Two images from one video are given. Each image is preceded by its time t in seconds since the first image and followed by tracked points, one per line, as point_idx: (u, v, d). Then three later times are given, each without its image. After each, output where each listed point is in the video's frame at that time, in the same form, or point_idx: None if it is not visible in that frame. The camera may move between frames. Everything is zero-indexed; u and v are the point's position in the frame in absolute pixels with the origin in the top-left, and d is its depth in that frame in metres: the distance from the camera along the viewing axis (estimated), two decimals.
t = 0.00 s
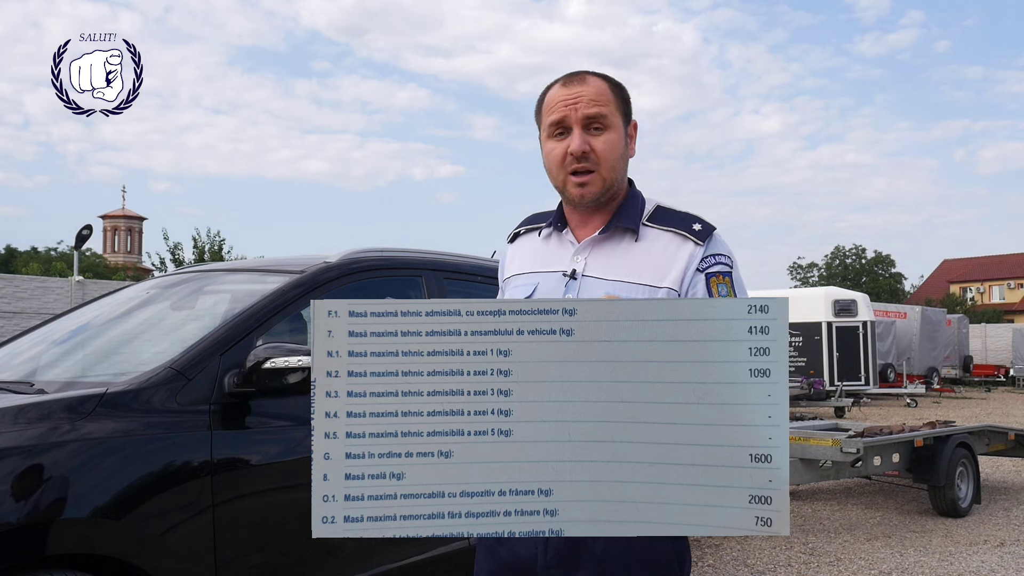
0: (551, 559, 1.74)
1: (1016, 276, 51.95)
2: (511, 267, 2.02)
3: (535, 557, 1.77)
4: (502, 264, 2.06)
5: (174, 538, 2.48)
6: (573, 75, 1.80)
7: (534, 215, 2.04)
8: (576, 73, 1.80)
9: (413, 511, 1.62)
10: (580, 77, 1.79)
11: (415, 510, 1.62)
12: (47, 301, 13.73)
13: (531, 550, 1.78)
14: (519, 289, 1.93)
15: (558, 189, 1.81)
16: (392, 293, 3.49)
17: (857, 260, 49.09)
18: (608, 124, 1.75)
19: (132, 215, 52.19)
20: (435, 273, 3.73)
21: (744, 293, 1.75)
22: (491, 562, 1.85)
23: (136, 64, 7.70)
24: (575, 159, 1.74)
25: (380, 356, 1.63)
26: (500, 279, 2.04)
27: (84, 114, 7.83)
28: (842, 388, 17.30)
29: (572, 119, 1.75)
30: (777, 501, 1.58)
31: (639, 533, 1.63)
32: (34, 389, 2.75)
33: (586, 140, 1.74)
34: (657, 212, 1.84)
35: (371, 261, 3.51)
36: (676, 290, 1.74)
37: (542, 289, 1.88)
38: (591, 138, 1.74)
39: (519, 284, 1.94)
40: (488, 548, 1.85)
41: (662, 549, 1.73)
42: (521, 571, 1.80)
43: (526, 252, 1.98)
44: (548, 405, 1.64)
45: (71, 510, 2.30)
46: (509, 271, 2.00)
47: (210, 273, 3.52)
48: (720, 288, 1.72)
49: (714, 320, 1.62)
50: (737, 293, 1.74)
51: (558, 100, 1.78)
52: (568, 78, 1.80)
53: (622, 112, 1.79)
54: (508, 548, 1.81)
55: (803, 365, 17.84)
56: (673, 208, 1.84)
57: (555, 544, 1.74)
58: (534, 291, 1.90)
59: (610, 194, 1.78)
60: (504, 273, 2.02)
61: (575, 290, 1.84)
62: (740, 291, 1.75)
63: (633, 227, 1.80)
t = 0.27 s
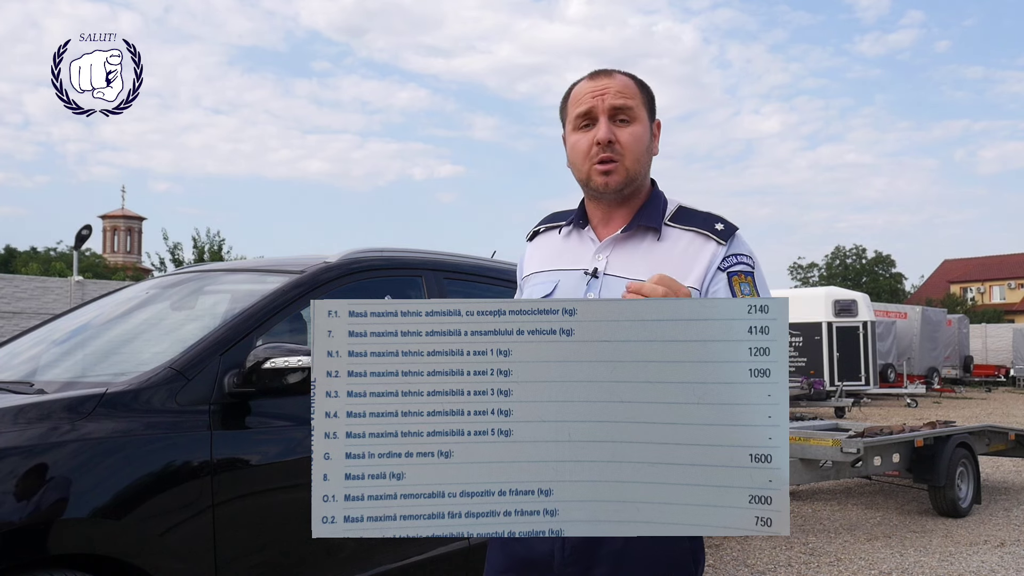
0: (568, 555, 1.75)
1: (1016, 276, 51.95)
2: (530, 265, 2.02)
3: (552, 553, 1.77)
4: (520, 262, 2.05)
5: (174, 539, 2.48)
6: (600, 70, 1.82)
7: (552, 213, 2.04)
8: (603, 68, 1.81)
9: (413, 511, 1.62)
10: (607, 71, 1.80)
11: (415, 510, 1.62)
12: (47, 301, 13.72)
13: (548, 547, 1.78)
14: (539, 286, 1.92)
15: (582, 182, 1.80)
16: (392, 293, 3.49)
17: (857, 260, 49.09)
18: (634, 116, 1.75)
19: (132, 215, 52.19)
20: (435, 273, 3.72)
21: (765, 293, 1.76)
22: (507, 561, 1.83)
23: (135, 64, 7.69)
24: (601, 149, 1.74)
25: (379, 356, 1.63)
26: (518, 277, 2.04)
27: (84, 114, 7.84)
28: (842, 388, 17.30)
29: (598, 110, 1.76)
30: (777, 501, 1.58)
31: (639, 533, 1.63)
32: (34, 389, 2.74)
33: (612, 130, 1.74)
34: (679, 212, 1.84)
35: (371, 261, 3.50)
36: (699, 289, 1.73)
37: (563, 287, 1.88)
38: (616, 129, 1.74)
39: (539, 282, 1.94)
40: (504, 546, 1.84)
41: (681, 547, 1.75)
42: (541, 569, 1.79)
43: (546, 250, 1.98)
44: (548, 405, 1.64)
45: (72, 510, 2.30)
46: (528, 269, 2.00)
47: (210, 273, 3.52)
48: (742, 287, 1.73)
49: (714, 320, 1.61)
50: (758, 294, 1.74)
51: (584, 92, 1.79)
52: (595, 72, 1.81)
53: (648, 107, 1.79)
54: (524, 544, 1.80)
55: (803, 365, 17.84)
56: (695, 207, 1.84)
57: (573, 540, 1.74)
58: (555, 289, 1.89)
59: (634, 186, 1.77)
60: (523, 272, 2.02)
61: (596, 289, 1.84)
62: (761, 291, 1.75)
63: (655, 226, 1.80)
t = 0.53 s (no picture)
0: (566, 553, 1.75)
1: (1016, 276, 51.94)
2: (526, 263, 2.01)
3: (550, 550, 1.77)
4: (517, 258, 2.04)
5: (174, 538, 2.48)
6: (600, 70, 1.82)
7: (549, 210, 2.03)
8: (603, 68, 1.81)
9: (413, 511, 1.62)
10: (608, 71, 1.80)
11: (415, 510, 1.62)
12: (47, 301, 13.72)
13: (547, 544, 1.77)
14: (539, 284, 1.92)
15: (583, 182, 1.80)
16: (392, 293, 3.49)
17: (857, 260, 49.09)
18: (635, 117, 1.76)
19: (133, 215, 52.19)
20: (435, 273, 3.73)
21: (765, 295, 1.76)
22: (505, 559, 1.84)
23: (136, 64, 7.65)
24: (602, 149, 1.74)
25: (379, 356, 1.63)
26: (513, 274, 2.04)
27: (84, 114, 7.79)
28: (842, 388, 17.30)
29: (599, 110, 1.76)
30: (777, 500, 1.58)
31: (639, 533, 1.63)
32: (34, 389, 2.74)
33: (613, 130, 1.74)
34: (680, 213, 1.84)
35: (371, 261, 3.50)
36: (700, 291, 1.73)
37: (564, 285, 1.88)
38: (618, 129, 1.75)
39: (538, 279, 1.94)
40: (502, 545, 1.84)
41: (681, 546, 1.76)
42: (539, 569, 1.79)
43: (545, 247, 1.97)
44: (548, 405, 1.64)
45: (72, 509, 2.30)
46: (526, 266, 1.99)
47: (210, 272, 3.52)
48: (743, 289, 1.72)
49: (714, 320, 1.61)
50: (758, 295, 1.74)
51: (584, 92, 1.79)
52: (595, 72, 1.81)
53: (648, 107, 1.80)
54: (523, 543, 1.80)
55: (803, 365, 17.84)
56: (696, 209, 1.85)
57: (572, 539, 1.74)
58: (556, 287, 1.88)
59: (636, 186, 1.77)
60: (520, 268, 2.00)
61: (598, 289, 1.84)
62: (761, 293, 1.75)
63: (657, 228, 1.81)
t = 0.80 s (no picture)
0: (535, 555, 1.74)
1: (1016, 276, 51.95)
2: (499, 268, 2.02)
3: (521, 551, 1.76)
4: (489, 265, 2.05)
5: (174, 539, 2.48)
6: (553, 80, 1.81)
7: (521, 216, 2.04)
8: (555, 78, 1.80)
9: (413, 511, 1.62)
10: (559, 82, 1.79)
11: (415, 510, 1.62)
12: (47, 301, 13.71)
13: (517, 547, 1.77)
14: (508, 288, 1.92)
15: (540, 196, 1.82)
16: (391, 293, 3.50)
17: (857, 260, 49.09)
18: (583, 128, 1.75)
19: (133, 215, 52.16)
20: (434, 273, 3.73)
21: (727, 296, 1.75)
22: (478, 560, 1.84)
23: (136, 64, 7.64)
24: (552, 164, 1.76)
25: (380, 356, 1.63)
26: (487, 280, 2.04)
27: (84, 114, 7.79)
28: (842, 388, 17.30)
29: (548, 124, 1.76)
30: (777, 501, 1.58)
31: (639, 533, 1.63)
32: (34, 389, 2.74)
33: (561, 145, 1.74)
34: (644, 215, 1.84)
35: (371, 261, 3.50)
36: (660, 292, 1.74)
37: (531, 289, 1.88)
38: (566, 143, 1.75)
39: (507, 284, 1.94)
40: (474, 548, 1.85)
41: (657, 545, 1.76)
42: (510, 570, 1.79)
43: (516, 253, 1.98)
44: (548, 405, 1.64)
45: (71, 509, 2.30)
46: (497, 272, 2.00)
47: (210, 272, 3.52)
48: (702, 289, 1.72)
49: (714, 320, 1.61)
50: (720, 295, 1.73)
51: (537, 105, 1.79)
52: (547, 83, 1.80)
53: (600, 115, 1.78)
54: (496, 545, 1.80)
55: (803, 365, 17.84)
56: (659, 211, 1.85)
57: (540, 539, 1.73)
58: (524, 292, 1.89)
59: (590, 197, 1.78)
60: (493, 274, 2.01)
61: (563, 291, 1.84)
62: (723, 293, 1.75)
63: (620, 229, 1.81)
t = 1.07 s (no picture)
0: (506, 553, 1.78)
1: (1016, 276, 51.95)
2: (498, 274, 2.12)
3: (495, 549, 1.80)
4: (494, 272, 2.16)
5: (174, 538, 2.48)
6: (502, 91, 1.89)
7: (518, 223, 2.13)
8: (503, 88, 1.88)
9: (413, 511, 1.62)
10: (502, 92, 1.87)
11: (415, 510, 1.62)
12: (47, 301, 13.71)
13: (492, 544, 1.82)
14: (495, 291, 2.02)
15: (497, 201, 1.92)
16: (392, 293, 3.50)
17: (857, 260, 49.09)
18: (510, 133, 1.80)
19: (133, 215, 52.15)
20: (434, 273, 3.73)
21: (693, 282, 1.72)
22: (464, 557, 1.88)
23: (136, 64, 7.64)
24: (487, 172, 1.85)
25: (379, 357, 1.63)
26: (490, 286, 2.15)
27: (84, 114, 7.78)
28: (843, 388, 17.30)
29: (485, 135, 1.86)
30: (777, 501, 1.58)
31: (638, 533, 1.63)
32: (34, 389, 2.74)
33: (490, 153, 1.83)
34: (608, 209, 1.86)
35: (371, 261, 3.51)
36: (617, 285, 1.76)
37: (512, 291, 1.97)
38: (496, 151, 1.83)
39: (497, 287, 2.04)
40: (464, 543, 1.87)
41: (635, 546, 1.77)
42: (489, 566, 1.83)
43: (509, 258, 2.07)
44: (548, 405, 1.64)
45: (71, 509, 2.30)
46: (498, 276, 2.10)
47: (210, 272, 3.52)
48: (663, 277, 1.72)
49: (714, 320, 1.61)
50: (685, 281, 1.72)
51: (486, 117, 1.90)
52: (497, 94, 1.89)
53: (534, 117, 1.80)
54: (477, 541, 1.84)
55: (803, 365, 17.84)
56: (624, 202, 1.85)
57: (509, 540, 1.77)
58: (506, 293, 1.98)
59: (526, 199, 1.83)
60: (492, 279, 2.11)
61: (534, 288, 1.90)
62: (689, 279, 1.73)
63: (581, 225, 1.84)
